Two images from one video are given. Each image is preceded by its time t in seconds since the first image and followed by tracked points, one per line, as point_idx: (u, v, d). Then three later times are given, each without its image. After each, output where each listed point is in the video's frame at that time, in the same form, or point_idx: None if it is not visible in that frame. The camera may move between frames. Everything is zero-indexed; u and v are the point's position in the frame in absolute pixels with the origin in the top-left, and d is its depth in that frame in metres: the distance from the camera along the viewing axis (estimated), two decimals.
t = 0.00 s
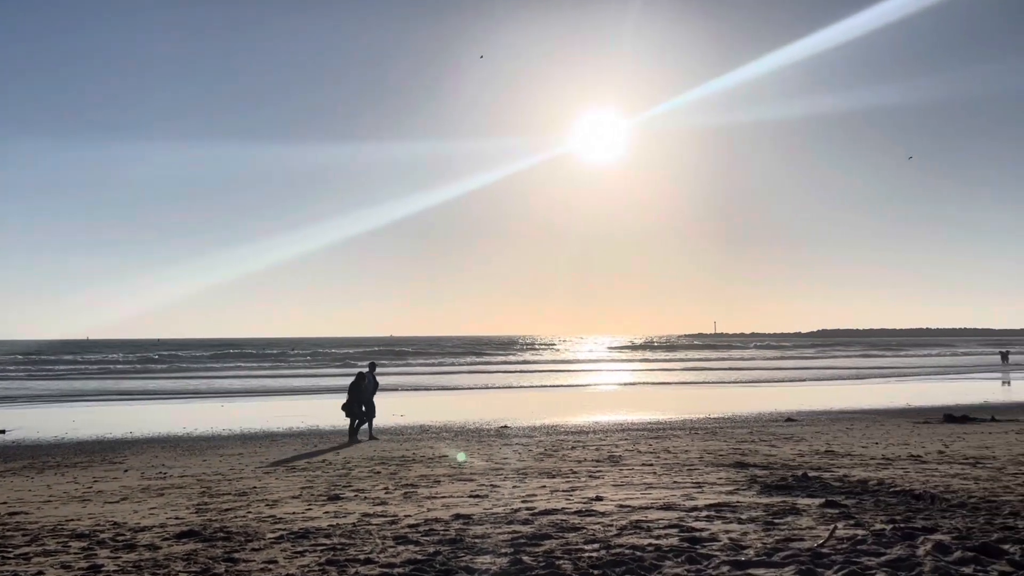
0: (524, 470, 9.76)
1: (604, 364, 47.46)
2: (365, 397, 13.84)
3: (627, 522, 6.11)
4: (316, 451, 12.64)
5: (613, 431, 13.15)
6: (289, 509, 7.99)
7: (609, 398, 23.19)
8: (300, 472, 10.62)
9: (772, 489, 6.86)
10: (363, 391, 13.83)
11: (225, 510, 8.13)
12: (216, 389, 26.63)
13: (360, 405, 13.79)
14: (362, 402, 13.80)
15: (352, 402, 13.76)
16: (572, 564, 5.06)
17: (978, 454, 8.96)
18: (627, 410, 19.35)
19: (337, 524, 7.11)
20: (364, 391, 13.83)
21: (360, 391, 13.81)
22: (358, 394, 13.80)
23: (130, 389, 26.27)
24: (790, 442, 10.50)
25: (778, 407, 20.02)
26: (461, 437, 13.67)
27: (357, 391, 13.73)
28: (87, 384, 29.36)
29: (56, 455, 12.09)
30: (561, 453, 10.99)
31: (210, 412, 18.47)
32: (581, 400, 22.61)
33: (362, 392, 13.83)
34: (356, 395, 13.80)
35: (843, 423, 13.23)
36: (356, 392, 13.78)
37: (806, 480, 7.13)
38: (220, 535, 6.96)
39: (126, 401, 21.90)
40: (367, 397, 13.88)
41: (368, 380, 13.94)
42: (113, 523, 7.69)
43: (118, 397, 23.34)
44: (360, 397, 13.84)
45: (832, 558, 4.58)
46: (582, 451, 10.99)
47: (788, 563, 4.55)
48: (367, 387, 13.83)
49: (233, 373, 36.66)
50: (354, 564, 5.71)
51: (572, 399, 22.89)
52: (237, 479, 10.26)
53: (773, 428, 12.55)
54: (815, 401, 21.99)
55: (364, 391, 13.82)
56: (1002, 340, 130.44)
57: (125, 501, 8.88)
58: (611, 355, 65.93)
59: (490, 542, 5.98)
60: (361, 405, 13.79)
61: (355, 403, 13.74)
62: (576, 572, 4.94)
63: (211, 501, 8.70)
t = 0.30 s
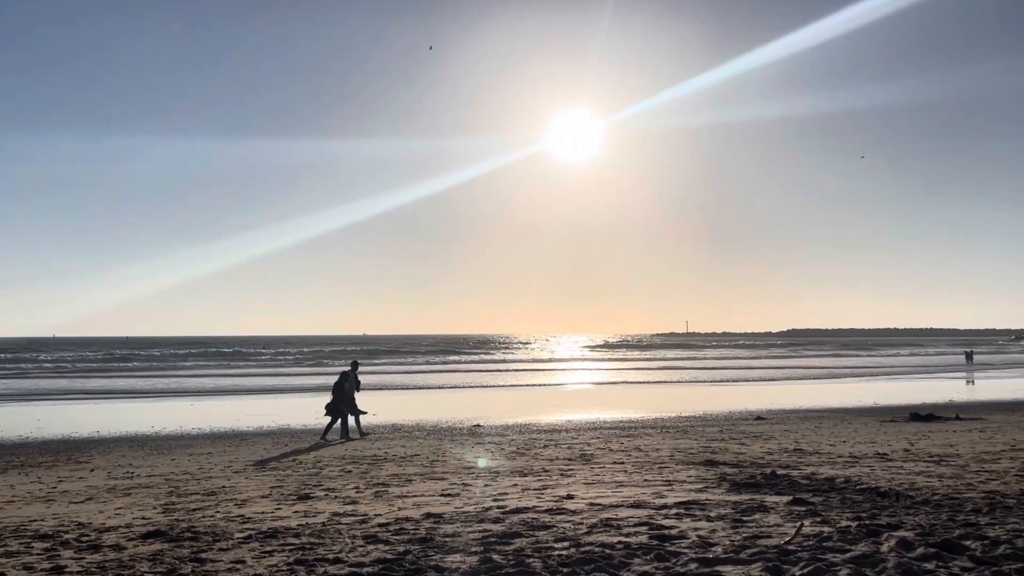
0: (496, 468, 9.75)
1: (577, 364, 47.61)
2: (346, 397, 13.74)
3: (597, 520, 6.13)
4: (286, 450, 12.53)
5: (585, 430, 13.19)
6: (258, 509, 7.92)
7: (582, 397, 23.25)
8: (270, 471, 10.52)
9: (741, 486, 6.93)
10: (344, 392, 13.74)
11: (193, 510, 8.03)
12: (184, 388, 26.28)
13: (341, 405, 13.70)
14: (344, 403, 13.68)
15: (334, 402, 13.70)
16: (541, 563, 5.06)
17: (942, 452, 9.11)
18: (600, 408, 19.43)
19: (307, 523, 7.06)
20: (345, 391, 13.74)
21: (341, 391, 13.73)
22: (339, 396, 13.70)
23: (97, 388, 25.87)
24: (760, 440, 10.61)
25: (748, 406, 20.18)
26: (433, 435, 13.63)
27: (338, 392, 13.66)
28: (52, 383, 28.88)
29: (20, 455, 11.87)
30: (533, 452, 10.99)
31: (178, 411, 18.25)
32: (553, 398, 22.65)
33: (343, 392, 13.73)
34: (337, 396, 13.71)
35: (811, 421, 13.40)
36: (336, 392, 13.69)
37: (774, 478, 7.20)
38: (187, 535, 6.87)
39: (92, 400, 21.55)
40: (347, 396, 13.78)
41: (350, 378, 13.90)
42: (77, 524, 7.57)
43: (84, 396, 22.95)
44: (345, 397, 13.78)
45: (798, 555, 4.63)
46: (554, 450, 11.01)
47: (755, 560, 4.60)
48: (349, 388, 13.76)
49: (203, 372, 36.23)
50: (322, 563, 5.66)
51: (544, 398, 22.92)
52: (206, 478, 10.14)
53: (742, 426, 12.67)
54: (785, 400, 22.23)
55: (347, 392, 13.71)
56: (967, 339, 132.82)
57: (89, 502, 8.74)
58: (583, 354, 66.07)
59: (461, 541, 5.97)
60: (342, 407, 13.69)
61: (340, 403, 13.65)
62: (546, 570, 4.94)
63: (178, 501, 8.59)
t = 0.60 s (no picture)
0: (467, 467, 9.74)
1: (550, 363, 47.67)
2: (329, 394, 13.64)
3: (566, 518, 6.14)
4: (255, 450, 12.41)
5: (556, 428, 13.22)
6: (225, 508, 7.83)
7: (554, 395, 23.28)
8: (237, 471, 10.42)
9: (708, 484, 6.99)
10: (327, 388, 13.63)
11: (158, 510, 7.92)
12: (150, 387, 25.91)
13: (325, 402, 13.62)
14: (323, 402, 13.51)
15: (315, 400, 13.72)
16: (509, 561, 5.06)
17: (906, 450, 9.27)
18: (572, 407, 19.47)
19: (274, 523, 6.99)
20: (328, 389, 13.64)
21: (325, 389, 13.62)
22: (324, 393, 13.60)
23: (61, 387, 25.43)
24: (729, 438, 10.70)
25: (715, 404, 20.36)
26: (404, 434, 13.58)
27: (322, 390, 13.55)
28: (16, 381, 28.35)
29: None
30: (504, 450, 10.98)
31: (146, 410, 17.99)
32: (526, 397, 22.65)
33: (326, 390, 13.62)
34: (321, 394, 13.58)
35: (779, 420, 13.52)
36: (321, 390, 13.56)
37: (742, 476, 7.26)
38: (151, 535, 6.78)
39: (56, 399, 21.19)
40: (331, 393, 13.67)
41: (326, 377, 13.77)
42: (38, 525, 7.42)
43: (47, 395, 22.55)
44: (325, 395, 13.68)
45: (763, 551, 4.67)
46: (525, 448, 11.02)
47: (721, 557, 4.63)
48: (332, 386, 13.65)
49: (171, 371, 35.77)
50: (289, 564, 5.61)
51: (516, 396, 22.92)
52: (172, 478, 10.01)
53: (712, 424, 12.77)
54: (755, 398, 22.43)
55: (327, 391, 13.55)
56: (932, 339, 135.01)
57: (51, 502, 8.58)
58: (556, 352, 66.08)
59: (429, 540, 5.95)
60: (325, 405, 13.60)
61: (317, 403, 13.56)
62: (514, 568, 4.94)
63: (143, 501, 8.47)
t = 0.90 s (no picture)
0: (435, 466, 9.70)
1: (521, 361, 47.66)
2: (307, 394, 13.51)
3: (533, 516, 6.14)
4: (221, 449, 12.26)
5: (526, 426, 13.22)
6: (189, 509, 7.72)
7: (524, 394, 23.28)
8: (202, 470, 10.31)
9: (675, 481, 7.03)
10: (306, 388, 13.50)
11: (120, 510, 7.79)
12: (115, 385, 25.50)
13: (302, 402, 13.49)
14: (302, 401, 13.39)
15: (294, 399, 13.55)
16: (476, 560, 5.05)
17: (868, 447, 9.42)
18: (542, 405, 19.48)
19: (239, 523, 6.91)
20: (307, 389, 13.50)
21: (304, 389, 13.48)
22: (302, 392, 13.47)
23: (21, 386, 24.93)
24: (696, 436, 10.78)
25: (684, 402, 20.54)
26: (373, 433, 13.50)
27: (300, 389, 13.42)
28: None
29: None
30: (473, 449, 10.96)
31: (109, 409, 17.71)
32: (496, 395, 22.62)
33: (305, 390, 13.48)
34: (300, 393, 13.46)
35: (746, 418, 13.64)
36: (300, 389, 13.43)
37: (708, 473, 7.31)
38: (112, 536, 6.66)
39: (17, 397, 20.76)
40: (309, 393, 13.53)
41: (310, 373, 13.69)
42: None
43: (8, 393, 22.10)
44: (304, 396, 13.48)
45: (727, 548, 4.70)
46: (494, 446, 11.00)
47: (686, 554, 4.65)
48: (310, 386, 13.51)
49: (136, 369, 35.22)
50: (253, 564, 5.55)
51: (486, 394, 22.88)
52: (135, 478, 9.85)
53: (680, 422, 12.85)
54: (723, 396, 22.63)
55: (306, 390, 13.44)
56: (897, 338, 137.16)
57: (9, 503, 8.40)
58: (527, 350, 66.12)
59: (396, 539, 5.91)
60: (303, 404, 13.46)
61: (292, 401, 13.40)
62: (481, 567, 4.93)
63: (105, 501, 8.32)
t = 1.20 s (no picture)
0: (404, 464, 9.66)
1: (492, 359, 47.60)
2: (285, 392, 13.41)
3: (501, 514, 6.14)
4: (186, 448, 12.09)
5: (495, 424, 13.21)
6: (152, 508, 7.61)
7: (495, 392, 23.24)
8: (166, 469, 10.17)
9: (642, 478, 7.07)
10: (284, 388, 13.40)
11: (81, 510, 7.66)
12: (79, 383, 25.06)
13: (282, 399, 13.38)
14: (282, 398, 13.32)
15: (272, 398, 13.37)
16: (442, 558, 5.04)
17: (833, 444, 9.54)
18: (513, 403, 19.47)
19: (202, 523, 6.82)
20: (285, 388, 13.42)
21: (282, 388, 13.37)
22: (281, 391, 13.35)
23: None
24: (664, 434, 10.84)
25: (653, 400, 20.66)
26: (341, 432, 13.40)
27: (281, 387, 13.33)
28: None
29: None
30: (441, 447, 10.92)
31: (72, 408, 17.39)
32: (466, 394, 22.55)
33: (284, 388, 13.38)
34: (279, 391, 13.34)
35: (714, 415, 13.75)
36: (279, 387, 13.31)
37: (675, 470, 7.36)
38: (72, 537, 6.54)
39: None
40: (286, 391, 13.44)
41: (290, 373, 13.51)
42: None
43: None
44: (281, 395, 13.31)
45: (692, 545, 4.73)
46: (463, 445, 10.98)
47: (651, 551, 4.68)
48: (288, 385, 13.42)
49: (101, 367, 34.65)
50: (217, 563, 5.48)
51: (456, 393, 22.81)
52: (97, 477, 9.68)
53: (648, 419, 12.92)
54: (692, 394, 22.81)
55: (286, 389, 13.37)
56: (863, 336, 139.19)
57: None
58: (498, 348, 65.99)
59: (362, 538, 5.88)
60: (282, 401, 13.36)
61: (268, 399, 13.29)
62: (447, 565, 4.92)
63: (65, 501, 8.17)
